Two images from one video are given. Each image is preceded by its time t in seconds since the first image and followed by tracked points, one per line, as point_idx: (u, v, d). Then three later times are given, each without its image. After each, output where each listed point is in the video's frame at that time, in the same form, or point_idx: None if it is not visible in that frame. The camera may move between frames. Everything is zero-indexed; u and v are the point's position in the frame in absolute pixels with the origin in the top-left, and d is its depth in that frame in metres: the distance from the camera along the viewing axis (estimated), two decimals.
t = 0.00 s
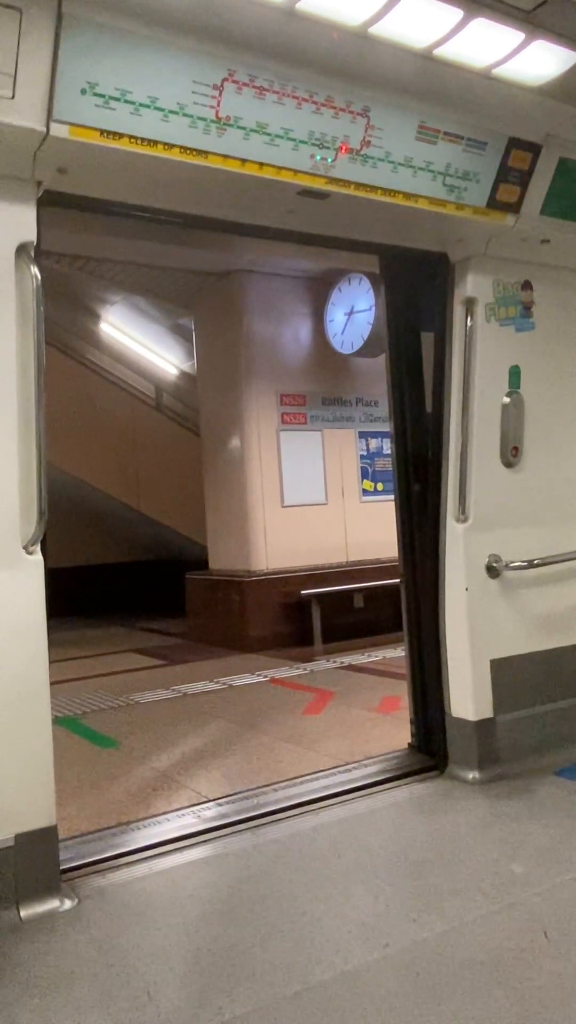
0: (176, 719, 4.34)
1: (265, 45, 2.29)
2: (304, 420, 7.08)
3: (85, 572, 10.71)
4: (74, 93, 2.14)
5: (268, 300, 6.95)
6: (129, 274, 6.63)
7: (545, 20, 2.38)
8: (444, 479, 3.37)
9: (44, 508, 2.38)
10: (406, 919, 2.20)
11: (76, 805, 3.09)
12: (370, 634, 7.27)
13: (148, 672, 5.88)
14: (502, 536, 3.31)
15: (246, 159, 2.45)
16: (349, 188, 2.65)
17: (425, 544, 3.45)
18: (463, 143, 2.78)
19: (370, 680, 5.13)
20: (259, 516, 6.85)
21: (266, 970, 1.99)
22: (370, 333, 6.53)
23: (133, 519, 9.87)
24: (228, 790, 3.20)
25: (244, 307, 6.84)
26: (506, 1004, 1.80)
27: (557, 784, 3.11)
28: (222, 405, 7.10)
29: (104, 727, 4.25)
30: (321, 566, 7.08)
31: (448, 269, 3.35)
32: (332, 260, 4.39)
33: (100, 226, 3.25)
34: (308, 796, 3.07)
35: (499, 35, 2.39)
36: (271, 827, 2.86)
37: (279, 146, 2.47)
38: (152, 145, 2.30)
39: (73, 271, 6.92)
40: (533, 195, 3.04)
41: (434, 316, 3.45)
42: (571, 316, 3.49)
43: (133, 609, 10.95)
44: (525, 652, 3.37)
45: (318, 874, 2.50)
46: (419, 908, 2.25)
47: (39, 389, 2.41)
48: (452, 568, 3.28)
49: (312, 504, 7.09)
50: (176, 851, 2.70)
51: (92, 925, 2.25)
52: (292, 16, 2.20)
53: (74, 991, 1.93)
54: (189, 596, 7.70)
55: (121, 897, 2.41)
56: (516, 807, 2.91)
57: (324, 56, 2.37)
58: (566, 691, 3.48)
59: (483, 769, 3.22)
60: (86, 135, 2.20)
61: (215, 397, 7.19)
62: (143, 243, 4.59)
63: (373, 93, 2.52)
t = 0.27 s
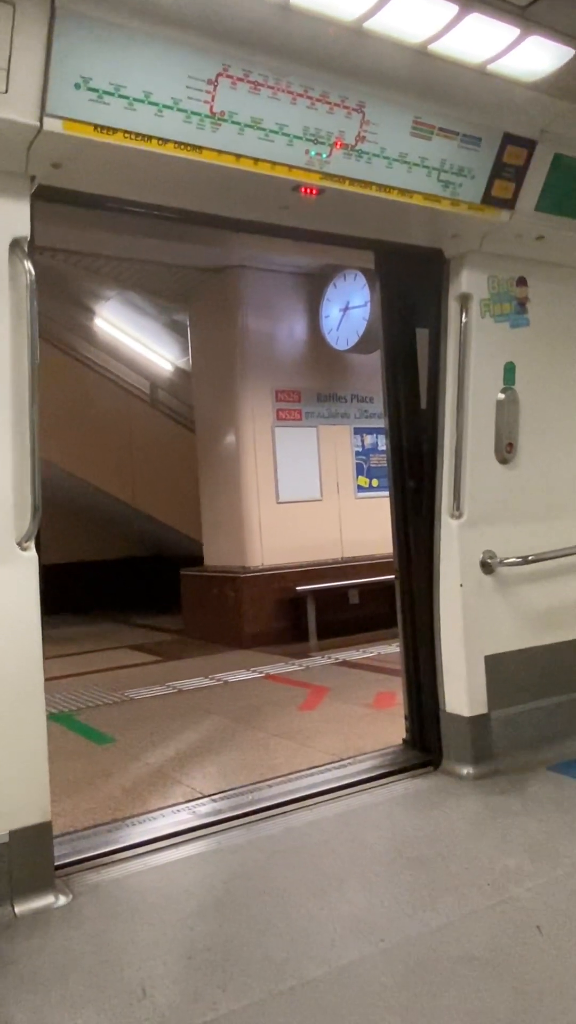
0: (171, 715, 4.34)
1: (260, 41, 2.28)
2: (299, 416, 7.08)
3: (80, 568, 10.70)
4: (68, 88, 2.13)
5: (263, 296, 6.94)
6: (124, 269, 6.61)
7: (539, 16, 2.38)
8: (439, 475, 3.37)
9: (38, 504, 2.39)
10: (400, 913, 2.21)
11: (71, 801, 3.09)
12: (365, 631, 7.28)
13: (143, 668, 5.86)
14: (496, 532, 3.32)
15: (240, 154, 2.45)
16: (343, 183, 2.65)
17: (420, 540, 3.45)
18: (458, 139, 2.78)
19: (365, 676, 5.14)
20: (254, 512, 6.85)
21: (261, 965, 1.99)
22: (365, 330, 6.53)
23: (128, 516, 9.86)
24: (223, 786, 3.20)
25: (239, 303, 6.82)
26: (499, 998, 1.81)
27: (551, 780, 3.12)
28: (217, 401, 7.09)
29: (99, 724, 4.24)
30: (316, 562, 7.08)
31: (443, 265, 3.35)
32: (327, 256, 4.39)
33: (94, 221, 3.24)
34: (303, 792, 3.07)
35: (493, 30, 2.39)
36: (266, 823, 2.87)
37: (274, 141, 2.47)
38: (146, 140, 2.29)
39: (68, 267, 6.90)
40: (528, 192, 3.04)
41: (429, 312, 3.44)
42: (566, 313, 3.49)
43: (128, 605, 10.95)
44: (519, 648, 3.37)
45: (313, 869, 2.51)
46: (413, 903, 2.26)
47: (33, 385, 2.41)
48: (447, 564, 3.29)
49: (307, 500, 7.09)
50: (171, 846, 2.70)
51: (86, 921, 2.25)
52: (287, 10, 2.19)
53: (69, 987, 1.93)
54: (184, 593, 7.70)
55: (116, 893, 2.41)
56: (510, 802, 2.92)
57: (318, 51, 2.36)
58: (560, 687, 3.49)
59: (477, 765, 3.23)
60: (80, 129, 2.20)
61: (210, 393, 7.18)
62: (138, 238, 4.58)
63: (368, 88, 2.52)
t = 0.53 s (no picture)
0: (166, 711, 4.34)
1: (255, 35, 2.27)
2: (295, 412, 7.08)
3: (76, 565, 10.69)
4: (63, 82, 2.12)
5: (259, 292, 6.93)
6: (119, 265, 6.59)
7: (534, 11, 2.38)
8: (434, 471, 3.38)
9: (32, 499, 2.39)
10: (395, 908, 2.22)
11: (67, 797, 3.09)
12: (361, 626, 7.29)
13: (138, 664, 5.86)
14: (491, 528, 3.32)
15: (235, 149, 2.44)
16: (338, 179, 2.64)
17: (415, 536, 3.45)
18: (453, 134, 2.78)
19: (360, 672, 5.15)
20: (250, 508, 6.84)
21: (256, 959, 2.00)
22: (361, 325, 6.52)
23: (123, 512, 9.85)
24: (219, 782, 3.21)
25: (234, 299, 6.81)
26: (493, 992, 1.82)
27: (545, 774, 3.14)
28: (212, 397, 7.08)
29: (94, 720, 4.24)
30: (311, 558, 7.09)
31: (438, 261, 3.35)
32: (322, 252, 4.38)
33: (89, 216, 3.23)
34: (298, 787, 3.08)
35: (488, 25, 2.38)
36: (262, 818, 2.88)
37: (269, 136, 2.46)
38: (141, 135, 2.29)
39: (63, 262, 6.88)
40: (523, 188, 3.04)
41: (424, 307, 3.44)
42: (561, 309, 3.49)
43: (124, 601, 10.94)
44: (514, 643, 3.38)
45: (308, 864, 2.51)
46: (408, 898, 2.26)
47: (28, 380, 2.39)
48: (442, 561, 3.29)
49: (302, 496, 7.10)
50: (167, 842, 2.71)
51: (82, 916, 2.25)
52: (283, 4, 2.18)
53: (65, 982, 1.93)
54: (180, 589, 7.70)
55: (112, 888, 2.41)
56: (504, 797, 2.93)
57: (314, 46, 2.35)
58: (555, 682, 3.50)
59: (472, 760, 3.24)
60: (74, 124, 2.19)
61: (205, 389, 7.17)
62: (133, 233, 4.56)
63: (363, 83, 2.51)
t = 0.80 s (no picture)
0: (163, 707, 4.34)
1: (251, 30, 2.26)
2: (291, 409, 7.07)
3: (72, 561, 10.68)
4: (58, 77, 2.11)
5: (255, 287, 6.91)
6: (115, 261, 6.58)
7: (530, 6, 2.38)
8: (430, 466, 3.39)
9: (29, 494, 2.39)
10: (392, 902, 2.22)
11: (63, 793, 3.09)
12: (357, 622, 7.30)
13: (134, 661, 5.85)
14: (487, 524, 3.33)
15: (231, 144, 2.44)
16: (334, 174, 2.64)
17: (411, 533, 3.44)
18: (449, 130, 2.77)
19: (356, 667, 5.15)
20: (246, 504, 6.84)
21: (253, 954, 2.00)
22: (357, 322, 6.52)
23: (120, 508, 9.84)
24: (215, 777, 3.21)
25: (230, 295, 6.80)
26: (488, 986, 1.83)
27: (541, 770, 3.15)
28: (208, 393, 7.07)
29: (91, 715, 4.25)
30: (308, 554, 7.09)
31: (435, 256, 3.35)
32: (318, 247, 4.37)
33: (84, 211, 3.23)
34: (295, 782, 3.09)
35: (485, 20, 2.38)
36: (258, 813, 2.88)
37: (265, 131, 2.46)
38: (137, 130, 2.28)
39: (58, 258, 6.86)
40: (520, 183, 3.03)
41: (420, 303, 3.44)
42: (557, 305, 3.49)
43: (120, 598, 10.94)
44: (510, 639, 3.39)
45: (304, 859, 2.52)
46: (404, 892, 2.27)
47: (23, 376, 2.39)
48: (438, 558, 3.30)
49: (299, 492, 7.10)
50: (163, 838, 2.71)
51: (79, 911, 2.26)
52: None
53: (62, 978, 1.94)
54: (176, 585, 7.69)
55: (109, 884, 2.42)
56: (500, 792, 2.94)
57: (310, 41, 2.34)
58: (551, 677, 3.51)
59: (467, 755, 3.25)
60: (70, 119, 2.18)
61: (201, 385, 7.16)
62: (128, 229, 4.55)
63: (359, 78, 2.51)
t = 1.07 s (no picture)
0: (160, 703, 4.35)
1: (248, 25, 2.26)
2: (288, 405, 7.07)
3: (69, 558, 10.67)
4: (54, 72, 2.11)
5: (251, 284, 6.91)
6: (112, 256, 6.57)
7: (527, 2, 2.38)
8: (427, 463, 3.39)
9: (26, 492, 2.37)
10: (389, 897, 2.23)
11: (60, 789, 3.09)
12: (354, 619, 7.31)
13: (132, 657, 5.86)
14: (484, 521, 3.33)
15: (228, 140, 2.43)
16: (331, 170, 2.64)
17: (408, 529, 3.45)
18: (447, 126, 2.77)
19: (353, 664, 5.16)
20: (243, 501, 6.84)
21: (250, 949, 2.01)
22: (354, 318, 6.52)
23: (116, 505, 9.84)
24: (213, 773, 3.22)
25: (227, 291, 6.79)
26: (485, 980, 1.84)
27: (537, 765, 3.16)
28: (205, 390, 7.07)
29: (88, 712, 4.25)
30: (305, 551, 7.10)
31: (432, 253, 3.35)
32: (315, 243, 4.37)
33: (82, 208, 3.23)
34: (292, 778, 3.10)
35: (482, 16, 2.37)
36: (255, 809, 2.89)
37: (262, 127, 2.45)
38: (133, 126, 2.28)
39: (55, 254, 6.84)
40: (517, 179, 3.03)
41: (418, 299, 3.44)
42: (553, 301, 3.49)
43: (117, 594, 10.94)
44: (507, 635, 3.40)
45: (301, 854, 2.53)
46: (400, 887, 2.28)
47: (20, 373, 2.38)
48: (435, 554, 3.30)
49: (295, 489, 7.10)
50: (160, 833, 2.72)
51: (76, 907, 2.26)
52: None
53: (60, 973, 1.94)
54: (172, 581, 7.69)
55: (106, 879, 2.42)
56: (497, 788, 2.95)
57: (307, 36, 2.34)
58: (547, 673, 3.52)
59: (464, 751, 3.26)
60: (66, 114, 2.18)
61: (198, 381, 7.16)
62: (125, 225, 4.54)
63: (356, 73, 2.50)
